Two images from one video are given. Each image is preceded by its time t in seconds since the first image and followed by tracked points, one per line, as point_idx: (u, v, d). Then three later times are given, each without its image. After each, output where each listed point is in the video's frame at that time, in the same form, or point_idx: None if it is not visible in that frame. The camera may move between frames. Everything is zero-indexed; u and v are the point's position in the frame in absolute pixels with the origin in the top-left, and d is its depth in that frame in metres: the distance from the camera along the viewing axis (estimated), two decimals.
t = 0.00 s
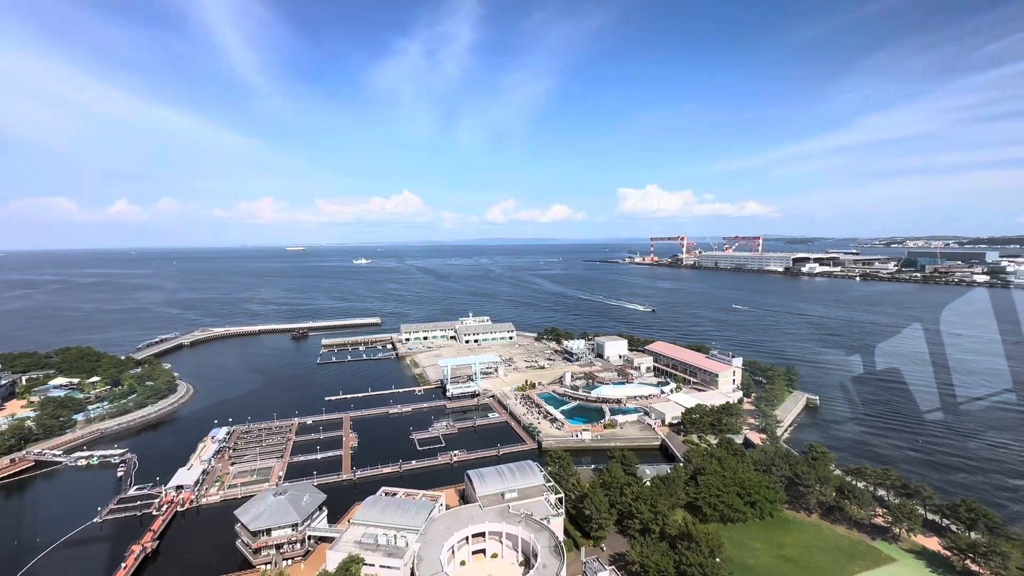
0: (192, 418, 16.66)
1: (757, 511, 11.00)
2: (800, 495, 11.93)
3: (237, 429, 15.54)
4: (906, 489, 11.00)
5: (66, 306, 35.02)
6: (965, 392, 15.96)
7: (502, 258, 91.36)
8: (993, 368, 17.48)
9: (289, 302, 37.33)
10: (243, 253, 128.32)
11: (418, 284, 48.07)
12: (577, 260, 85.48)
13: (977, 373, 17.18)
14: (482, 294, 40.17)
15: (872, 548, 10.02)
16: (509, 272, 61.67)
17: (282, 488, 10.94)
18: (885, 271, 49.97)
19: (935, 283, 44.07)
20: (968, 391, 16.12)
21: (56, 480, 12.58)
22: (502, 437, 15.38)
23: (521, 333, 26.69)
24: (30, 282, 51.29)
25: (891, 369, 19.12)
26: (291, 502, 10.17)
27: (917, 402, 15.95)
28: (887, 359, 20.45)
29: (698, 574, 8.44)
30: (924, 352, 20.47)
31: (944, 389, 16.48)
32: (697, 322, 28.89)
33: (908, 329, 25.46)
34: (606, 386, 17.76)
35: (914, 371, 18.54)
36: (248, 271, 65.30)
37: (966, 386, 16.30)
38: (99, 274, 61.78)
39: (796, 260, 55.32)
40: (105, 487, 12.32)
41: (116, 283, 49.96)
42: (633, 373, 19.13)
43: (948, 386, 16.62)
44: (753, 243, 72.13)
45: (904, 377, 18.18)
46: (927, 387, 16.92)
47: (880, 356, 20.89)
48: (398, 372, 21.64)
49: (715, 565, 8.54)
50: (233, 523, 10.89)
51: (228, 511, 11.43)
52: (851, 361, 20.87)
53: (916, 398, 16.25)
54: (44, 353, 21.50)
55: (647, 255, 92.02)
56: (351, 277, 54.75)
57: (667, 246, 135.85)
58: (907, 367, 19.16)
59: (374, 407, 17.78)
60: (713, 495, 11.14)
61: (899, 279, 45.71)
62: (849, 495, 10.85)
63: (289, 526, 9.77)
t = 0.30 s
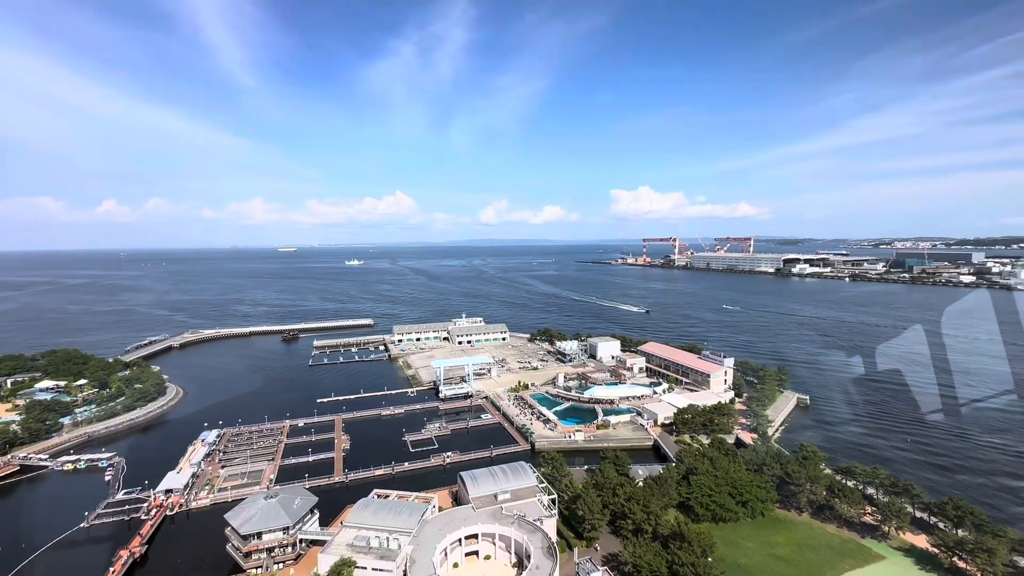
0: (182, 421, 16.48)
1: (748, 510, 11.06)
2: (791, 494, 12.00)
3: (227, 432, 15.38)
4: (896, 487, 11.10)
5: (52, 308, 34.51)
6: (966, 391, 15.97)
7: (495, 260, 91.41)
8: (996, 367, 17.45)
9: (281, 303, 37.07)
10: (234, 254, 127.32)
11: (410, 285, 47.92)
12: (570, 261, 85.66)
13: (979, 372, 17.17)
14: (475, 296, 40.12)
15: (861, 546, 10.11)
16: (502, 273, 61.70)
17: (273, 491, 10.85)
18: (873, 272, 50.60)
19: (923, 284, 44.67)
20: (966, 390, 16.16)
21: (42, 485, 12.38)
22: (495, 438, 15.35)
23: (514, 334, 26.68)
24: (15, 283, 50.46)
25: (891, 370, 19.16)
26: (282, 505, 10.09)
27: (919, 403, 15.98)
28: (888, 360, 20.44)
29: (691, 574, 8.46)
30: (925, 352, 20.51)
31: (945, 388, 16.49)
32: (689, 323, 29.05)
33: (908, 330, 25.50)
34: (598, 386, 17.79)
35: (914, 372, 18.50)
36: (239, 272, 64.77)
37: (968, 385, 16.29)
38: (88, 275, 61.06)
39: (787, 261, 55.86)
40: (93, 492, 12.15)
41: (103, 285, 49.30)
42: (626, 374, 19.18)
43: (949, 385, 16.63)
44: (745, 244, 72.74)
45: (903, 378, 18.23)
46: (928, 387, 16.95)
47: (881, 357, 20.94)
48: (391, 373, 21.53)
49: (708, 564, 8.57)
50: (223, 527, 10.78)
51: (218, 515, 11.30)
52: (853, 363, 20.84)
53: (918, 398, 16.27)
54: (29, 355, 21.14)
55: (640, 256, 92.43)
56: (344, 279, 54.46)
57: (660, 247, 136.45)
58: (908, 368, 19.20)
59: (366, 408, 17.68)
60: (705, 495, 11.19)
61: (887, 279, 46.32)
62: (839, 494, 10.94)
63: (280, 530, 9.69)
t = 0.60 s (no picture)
0: (171, 424, 16.29)
1: (740, 509, 11.14)
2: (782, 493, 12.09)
3: (217, 434, 15.23)
4: (884, 486, 11.22)
5: (37, 310, 33.94)
6: (969, 394, 15.88)
7: (488, 260, 91.47)
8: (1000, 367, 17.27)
9: (272, 304, 36.76)
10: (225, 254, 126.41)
11: (403, 286, 47.77)
12: (563, 263, 85.85)
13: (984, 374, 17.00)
14: (468, 297, 40.07)
15: (851, 545, 10.21)
16: (496, 273, 61.74)
17: (264, 494, 10.74)
18: (862, 272, 51.28)
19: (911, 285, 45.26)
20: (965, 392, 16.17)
21: (27, 489, 12.18)
22: (488, 439, 15.33)
23: (507, 335, 26.67)
24: None
25: (894, 373, 19.14)
26: (273, 508, 10.00)
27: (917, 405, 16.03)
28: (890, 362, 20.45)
29: (683, 574, 8.49)
30: (929, 354, 20.43)
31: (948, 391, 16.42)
32: (681, 324, 29.20)
33: (910, 331, 25.45)
34: (591, 387, 17.81)
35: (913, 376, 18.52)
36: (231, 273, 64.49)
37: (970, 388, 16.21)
38: (74, 276, 60.20)
39: (777, 262, 56.38)
40: (80, 496, 11.97)
41: (91, 286, 48.66)
42: (619, 374, 19.23)
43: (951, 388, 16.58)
44: (735, 245, 73.36)
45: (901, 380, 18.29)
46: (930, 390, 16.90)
47: (884, 359, 20.92)
48: (383, 375, 21.44)
49: (699, 563, 8.61)
50: (213, 530, 10.66)
51: (208, 518, 11.19)
52: (849, 363, 20.96)
53: (920, 400, 16.25)
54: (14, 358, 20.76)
55: (632, 257, 92.91)
56: (336, 280, 54.13)
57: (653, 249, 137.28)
58: (911, 371, 19.14)
59: (358, 410, 17.58)
60: (697, 494, 11.24)
61: (875, 279, 46.96)
62: (829, 493, 11.05)
63: (271, 533, 9.60)
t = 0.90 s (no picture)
0: (160, 426, 16.11)
1: (732, 509, 11.20)
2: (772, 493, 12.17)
3: (207, 437, 15.08)
4: (873, 484, 11.34)
5: (22, 311, 33.38)
6: (970, 394, 15.86)
7: (481, 261, 91.55)
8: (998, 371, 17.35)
9: (263, 306, 36.45)
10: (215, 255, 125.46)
11: (396, 287, 47.64)
12: (556, 264, 86.11)
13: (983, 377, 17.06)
14: (461, 297, 40.03)
15: (841, 543, 10.29)
16: (489, 274, 61.76)
17: (254, 497, 10.64)
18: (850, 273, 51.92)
19: (899, 285, 45.81)
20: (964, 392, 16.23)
21: (12, 494, 11.98)
22: (481, 441, 15.30)
23: (500, 336, 26.65)
24: None
25: (894, 374, 19.18)
26: (263, 511, 9.91)
27: (913, 406, 16.10)
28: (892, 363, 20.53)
29: (675, 574, 8.52)
30: (930, 356, 20.47)
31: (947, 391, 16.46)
32: (674, 324, 29.33)
33: (908, 333, 25.52)
34: (584, 387, 17.85)
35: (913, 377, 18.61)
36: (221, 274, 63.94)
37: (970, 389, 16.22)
38: (60, 277, 59.36)
39: (768, 263, 56.85)
40: (67, 500, 11.80)
41: (78, 287, 48.02)
42: (611, 375, 19.28)
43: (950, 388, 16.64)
44: (727, 245, 73.96)
45: (895, 381, 18.44)
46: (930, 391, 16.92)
47: (884, 360, 20.96)
48: (376, 376, 21.35)
49: (691, 563, 8.64)
50: (203, 534, 10.55)
51: (198, 521, 11.07)
52: (842, 363, 21.12)
53: (920, 400, 16.25)
54: None
55: (624, 258, 93.26)
56: (328, 281, 53.81)
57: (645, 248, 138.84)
58: (912, 372, 19.20)
59: (350, 412, 17.49)
60: (689, 494, 11.28)
61: (864, 280, 47.55)
62: (819, 492, 11.13)
63: (261, 536, 9.51)
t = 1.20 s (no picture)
0: (149, 429, 15.92)
1: (723, 508, 11.27)
2: (763, 492, 12.25)
3: (197, 440, 14.92)
4: (863, 483, 11.45)
5: (7, 313, 32.82)
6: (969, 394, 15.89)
7: (474, 262, 91.51)
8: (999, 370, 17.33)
9: (254, 306, 36.18)
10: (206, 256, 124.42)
11: (388, 288, 47.45)
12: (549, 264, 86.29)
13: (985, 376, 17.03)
14: (454, 298, 39.98)
15: (831, 541, 10.38)
16: (482, 275, 61.71)
17: (245, 500, 10.54)
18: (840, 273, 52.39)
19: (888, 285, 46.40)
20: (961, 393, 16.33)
21: None
22: (474, 442, 15.27)
23: (493, 337, 26.63)
24: None
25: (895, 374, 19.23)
26: (254, 514, 9.82)
27: (905, 406, 16.23)
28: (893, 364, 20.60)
29: (667, 573, 8.54)
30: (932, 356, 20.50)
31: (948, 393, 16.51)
32: (666, 325, 29.46)
33: (912, 334, 25.53)
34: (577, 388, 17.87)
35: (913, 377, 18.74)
36: (212, 274, 63.40)
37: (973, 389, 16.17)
38: (46, 278, 58.50)
39: (759, 264, 57.34)
40: (53, 505, 11.60)
41: (65, 288, 47.53)
42: (604, 376, 19.33)
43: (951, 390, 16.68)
44: (718, 246, 74.56)
45: (889, 382, 18.60)
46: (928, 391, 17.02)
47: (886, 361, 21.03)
48: (368, 377, 21.24)
49: (683, 563, 8.66)
50: (193, 538, 10.42)
51: (187, 525, 10.94)
52: (832, 363, 21.33)
53: (922, 401, 16.31)
54: None
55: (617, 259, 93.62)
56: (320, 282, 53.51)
57: (637, 249, 139.64)
58: (914, 373, 19.25)
59: (343, 413, 17.39)
60: (681, 494, 11.32)
61: (854, 280, 48.02)
62: (810, 490, 11.22)
63: (252, 540, 9.42)
